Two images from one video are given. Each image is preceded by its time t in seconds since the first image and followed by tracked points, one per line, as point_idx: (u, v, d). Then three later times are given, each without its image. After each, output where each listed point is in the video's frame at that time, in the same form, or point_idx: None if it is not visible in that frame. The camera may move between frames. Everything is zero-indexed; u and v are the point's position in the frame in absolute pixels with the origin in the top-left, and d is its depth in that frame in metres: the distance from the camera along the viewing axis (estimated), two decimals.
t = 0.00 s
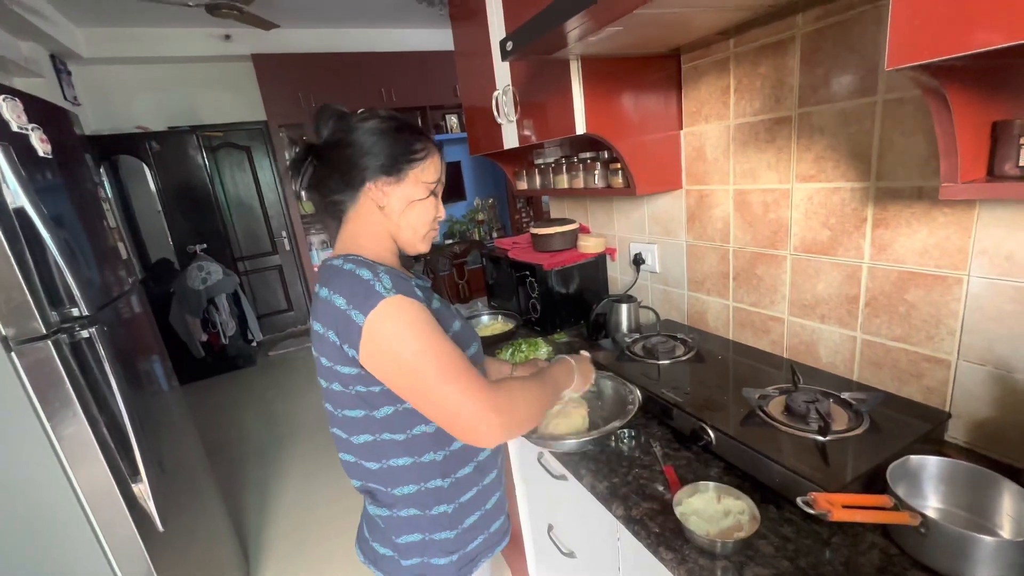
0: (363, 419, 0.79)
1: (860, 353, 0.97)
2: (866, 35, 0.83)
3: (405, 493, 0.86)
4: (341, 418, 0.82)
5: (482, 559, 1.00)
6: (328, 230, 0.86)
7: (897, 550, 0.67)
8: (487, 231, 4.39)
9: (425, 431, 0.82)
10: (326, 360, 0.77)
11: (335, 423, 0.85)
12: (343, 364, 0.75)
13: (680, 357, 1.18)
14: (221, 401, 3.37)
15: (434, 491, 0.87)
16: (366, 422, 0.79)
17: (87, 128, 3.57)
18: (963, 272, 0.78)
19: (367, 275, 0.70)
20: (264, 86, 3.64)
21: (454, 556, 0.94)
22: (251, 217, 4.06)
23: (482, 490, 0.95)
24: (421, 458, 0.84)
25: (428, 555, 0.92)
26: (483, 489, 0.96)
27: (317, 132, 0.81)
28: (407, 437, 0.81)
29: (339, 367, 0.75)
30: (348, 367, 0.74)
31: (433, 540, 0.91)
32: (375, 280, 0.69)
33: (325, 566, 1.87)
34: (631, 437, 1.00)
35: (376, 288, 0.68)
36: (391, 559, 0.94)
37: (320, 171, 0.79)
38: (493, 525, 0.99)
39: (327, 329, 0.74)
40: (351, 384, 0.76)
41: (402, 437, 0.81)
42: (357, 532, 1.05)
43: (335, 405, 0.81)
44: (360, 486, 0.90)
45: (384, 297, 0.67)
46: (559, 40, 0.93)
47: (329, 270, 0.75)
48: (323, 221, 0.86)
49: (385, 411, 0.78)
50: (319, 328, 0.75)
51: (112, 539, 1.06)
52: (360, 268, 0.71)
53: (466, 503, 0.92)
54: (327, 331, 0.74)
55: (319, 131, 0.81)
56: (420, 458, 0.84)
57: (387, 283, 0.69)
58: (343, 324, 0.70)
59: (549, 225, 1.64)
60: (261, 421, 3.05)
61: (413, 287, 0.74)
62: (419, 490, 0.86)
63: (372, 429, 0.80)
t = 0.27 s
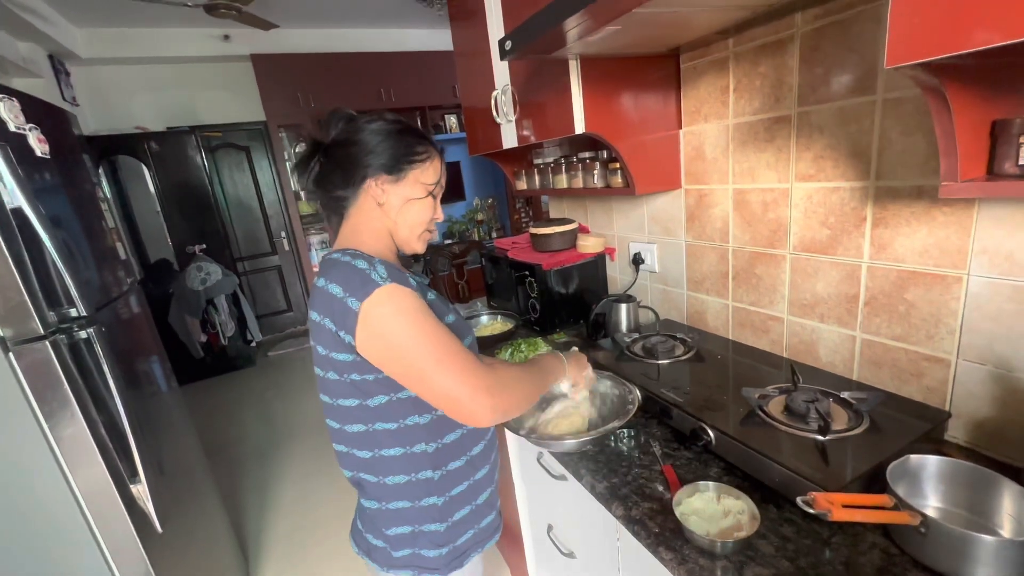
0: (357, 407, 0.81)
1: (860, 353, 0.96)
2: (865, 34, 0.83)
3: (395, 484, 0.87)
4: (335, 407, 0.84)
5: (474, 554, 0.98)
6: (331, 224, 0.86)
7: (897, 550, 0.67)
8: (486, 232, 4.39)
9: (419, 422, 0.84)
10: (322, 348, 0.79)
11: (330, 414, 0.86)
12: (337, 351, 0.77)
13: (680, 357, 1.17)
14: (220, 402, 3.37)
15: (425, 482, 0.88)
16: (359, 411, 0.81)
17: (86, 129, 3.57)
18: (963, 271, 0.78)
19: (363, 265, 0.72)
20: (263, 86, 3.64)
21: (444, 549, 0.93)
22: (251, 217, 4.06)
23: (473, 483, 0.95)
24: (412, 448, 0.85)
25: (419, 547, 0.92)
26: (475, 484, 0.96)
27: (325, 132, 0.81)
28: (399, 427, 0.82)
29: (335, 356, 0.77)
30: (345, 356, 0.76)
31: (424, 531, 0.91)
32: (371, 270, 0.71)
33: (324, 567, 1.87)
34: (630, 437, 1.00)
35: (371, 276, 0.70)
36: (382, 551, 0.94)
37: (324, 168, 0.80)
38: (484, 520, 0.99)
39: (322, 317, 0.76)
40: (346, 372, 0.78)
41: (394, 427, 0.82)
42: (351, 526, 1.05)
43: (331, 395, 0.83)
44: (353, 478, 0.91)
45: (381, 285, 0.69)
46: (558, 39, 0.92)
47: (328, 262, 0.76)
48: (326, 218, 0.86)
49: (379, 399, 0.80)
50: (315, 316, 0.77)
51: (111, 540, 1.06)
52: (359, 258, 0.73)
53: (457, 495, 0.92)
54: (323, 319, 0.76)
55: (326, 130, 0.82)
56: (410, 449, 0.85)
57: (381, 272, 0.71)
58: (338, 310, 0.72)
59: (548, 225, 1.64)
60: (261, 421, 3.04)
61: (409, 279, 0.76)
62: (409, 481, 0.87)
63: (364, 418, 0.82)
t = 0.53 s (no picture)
0: (351, 401, 0.82)
1: (860, 352, 0.97)
2: (864, 34, 0.83)
3: (386, 479, 0.88)
4: (331, 402, 0.85)
5: (464, 554, 0.99)
6: (335, 224, 0.87)
7: (898, 549, 0.67)
8: (486, 232, 4.39)
9: (410, 419, 0.84)
10: (319, 342, 0.80)
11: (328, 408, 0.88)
12: (332, 345, 0.77)
13: (680, 357, 1.17)
14: (221, 402, 3.37)
15: (414, 479, 0.88)
16: (353, 406, 0.82)
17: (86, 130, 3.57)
18: (962, 270, 0.78)
19: (358, 262, 0.72)
20: (263, 87, 3.64)
21: (433, 548, 0.94)
22: (252, 218, 4.06)
23: (465, 483, 0.95)
24: (404, 445, 0.85)
25: (409, 543, 0.93)
26: (467, 483, 0.96)
27: (331, 134, 0.83)
28: (391, 423, 0.83)
29: (330, 349, 0.78)
30: (338, 350, 0.77)
31: (414, 528, 0.92)
32: (365, 266, 0.71)
33: (325, 567, 1.87)
34: (630, 437, 1.00)
35: (365, 271, 0.70)
36: (375, 545, 0.96)
37: (329, 167, 0.81)
38: (476, 521, 0.99)
39: (319, 310, 0.77)
40: (340, 367, 0.79)
41: (384, 422, 0.83)
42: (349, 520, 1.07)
43: (328, 389, 0.84)
44: (349, 471, 0.93)
45: (374, 282, 0.69)
46: (558, 40, 0.93)
47: (329, 258, 0.77)
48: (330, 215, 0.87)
49: (372, 395, 0.80)
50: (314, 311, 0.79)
51: (112, 540, 1.06)
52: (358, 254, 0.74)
53: (447, 494, 0.93)
54: (320, 313, 0.77)
55: (332, 133, 0.83)
56: (402, 445, 0.85)
57: (375, 269, 0.71)
58: (333, 304, 0.73)
59: (548, 225, 1.64)
60: (261, 422, 3.05)
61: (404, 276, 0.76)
62: (400, 477, 0.87)
63: (357, 413, 0.83)
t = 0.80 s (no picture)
0: (352, 394, 0.82)
1: (858, 351, 0.97)
2: (863, 33, 0.83)
3: (385, 472, 0.88)
4: (331, 395, 0.86)
5: (461, 551, 0.98)
6: (335, 223, 0.87)
7: (896, 547, 0.67)
8: (486, 231, 4.39)
9: (412, 412, 0.85)
10: (322, 334, 0.81)
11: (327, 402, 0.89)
12: (337, 336, 0.78)
13: (680, 356, 1.18)
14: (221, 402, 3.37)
15: (413, 472, 0.89)
16: (353, 399, 0.83)
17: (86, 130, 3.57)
18: (961, 268, 0.78)
19: (362, 253, 0.73)
20: (263, 86, 3.64)
21: (431, 543, 0.94)
22: (251, 218, 4.06)
23: (464, 480, 0.96)
24: (404, 437, 0.86)
25: (407, 538, 0.93)
26: (466, 480, 0.96)
27: (326, 133, 0.83)
28: (392, 415, 0.83)
29: (334, 341, 0.79)
30: (342, 340, 0.78)
31: (412, 522, 0.92)
32: (369, 256, 0.72)
33: (325, 566, 1.87)
34: (630, 436, 1.00)
35: (369, 261, 0.71)
36: (372, 541, 0.96)
37: (327, 168, 0.81)
38: (474, 518, 1.00)
39: (324, 301, 0.77)
40: (344, 360, 0.79)
41: (385, 415, 0.83)
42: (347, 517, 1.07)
43: (328, 383, 0.85)
44: (348, 465, 0.94)
45: (378, 271, 0.70)
46: (557, 39, 0.93)
47: (332, 253, 0.77)
48: (331, 216, 0.88)
49: (372, 387, 0.81)
50: (318, 303, 0.79)
51: (112, 540, 1.06)
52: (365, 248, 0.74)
53: (446, 489, 0.93)
54: (324, 304, 0.77)
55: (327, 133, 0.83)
56: (401, 438, 0.86)
57: (379, 259, 0.72)
58: (338, 295, 0.73)
59: (547, 224, 1.64)
60: (261, 421, 3.05)
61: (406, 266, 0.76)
62: (399, 470, 0.88)
63: (358, 407, 0.83)
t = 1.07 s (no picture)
0: (368, 384, 0.84)
1: (857, 349, 0.97)
2: (862, 31, 0.83)
3: (396, 464, 0.90)
4: (346, 387, 0.88)
5: (469, 544, 1.01)
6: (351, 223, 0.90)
7: (894, 545, 0.67)
8: (485, 230, 4.39)
9: (426, 403, 0.87)
10: (341, 322, 0.83)
11: (341, 393, 0.91)
12: (357, 320, 0.80)
13: (678, 355, 1.17)
14: (221, 401, 3.37)
15: (424, 464, 0.90)
16: (369, 388, 0.85)
17: (85, 129, 3.57)
18: (959, 267, 0.78)
19: (385, 236, 0.78)
20: (262, 82, 3.66)
21: (440, 536, 0.96)
22: (250, 217, 4.06)
23: (472, 473, 0.97)
24: (416, 429, 0.88)
25: (416, 531, 0.94)
26: (474, 474, 0.98)
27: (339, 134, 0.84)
28: (406, 406, 0.86)
29: (355, 326, 0.81)
30: (365, 324, 0.79)
31: (422, 515, 0.93)
32: (392, 239, 0.78)
33: (325, 565, 1.88)
34: (629, 435, 1.01)
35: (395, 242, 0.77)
36: (381, 535, 0.97)
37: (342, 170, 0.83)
38: (480, 512, 1.01)
39: (346, 287, 0.80)
40: (363, 348, 0.82)
41: (400, 405, 0.86)
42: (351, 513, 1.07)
43: (344, 373, 0.87)
44: (358, 457, 0.96)
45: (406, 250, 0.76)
46: (555, 38, 0.93)
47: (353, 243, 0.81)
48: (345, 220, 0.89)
49: (389, 376, 0.84)
50: (339, 290, 0.82)
51: (112, 539, 1.07)
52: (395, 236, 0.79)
53: (456, 482, 0.95)
54: (346, 289, 0.80)
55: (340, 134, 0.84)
56: (414, 429, 0.88)
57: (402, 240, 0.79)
58: (364, 278, 0.77)
59: (547, 223, 1.64)
60: (261, 421, 3.05)
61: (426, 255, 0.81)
62: (410, 462, 0.90)
63: (373, 397, 0.85)
